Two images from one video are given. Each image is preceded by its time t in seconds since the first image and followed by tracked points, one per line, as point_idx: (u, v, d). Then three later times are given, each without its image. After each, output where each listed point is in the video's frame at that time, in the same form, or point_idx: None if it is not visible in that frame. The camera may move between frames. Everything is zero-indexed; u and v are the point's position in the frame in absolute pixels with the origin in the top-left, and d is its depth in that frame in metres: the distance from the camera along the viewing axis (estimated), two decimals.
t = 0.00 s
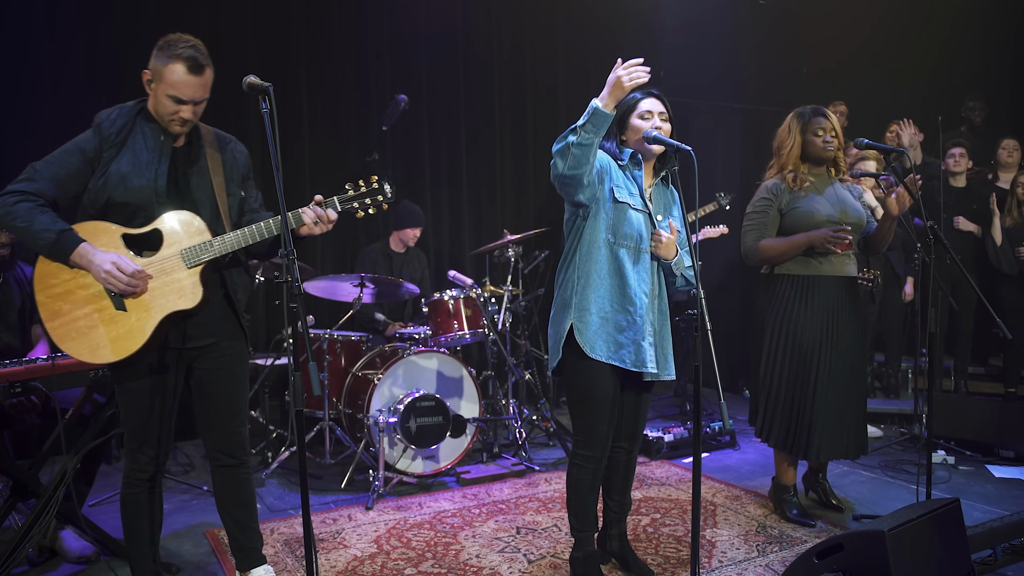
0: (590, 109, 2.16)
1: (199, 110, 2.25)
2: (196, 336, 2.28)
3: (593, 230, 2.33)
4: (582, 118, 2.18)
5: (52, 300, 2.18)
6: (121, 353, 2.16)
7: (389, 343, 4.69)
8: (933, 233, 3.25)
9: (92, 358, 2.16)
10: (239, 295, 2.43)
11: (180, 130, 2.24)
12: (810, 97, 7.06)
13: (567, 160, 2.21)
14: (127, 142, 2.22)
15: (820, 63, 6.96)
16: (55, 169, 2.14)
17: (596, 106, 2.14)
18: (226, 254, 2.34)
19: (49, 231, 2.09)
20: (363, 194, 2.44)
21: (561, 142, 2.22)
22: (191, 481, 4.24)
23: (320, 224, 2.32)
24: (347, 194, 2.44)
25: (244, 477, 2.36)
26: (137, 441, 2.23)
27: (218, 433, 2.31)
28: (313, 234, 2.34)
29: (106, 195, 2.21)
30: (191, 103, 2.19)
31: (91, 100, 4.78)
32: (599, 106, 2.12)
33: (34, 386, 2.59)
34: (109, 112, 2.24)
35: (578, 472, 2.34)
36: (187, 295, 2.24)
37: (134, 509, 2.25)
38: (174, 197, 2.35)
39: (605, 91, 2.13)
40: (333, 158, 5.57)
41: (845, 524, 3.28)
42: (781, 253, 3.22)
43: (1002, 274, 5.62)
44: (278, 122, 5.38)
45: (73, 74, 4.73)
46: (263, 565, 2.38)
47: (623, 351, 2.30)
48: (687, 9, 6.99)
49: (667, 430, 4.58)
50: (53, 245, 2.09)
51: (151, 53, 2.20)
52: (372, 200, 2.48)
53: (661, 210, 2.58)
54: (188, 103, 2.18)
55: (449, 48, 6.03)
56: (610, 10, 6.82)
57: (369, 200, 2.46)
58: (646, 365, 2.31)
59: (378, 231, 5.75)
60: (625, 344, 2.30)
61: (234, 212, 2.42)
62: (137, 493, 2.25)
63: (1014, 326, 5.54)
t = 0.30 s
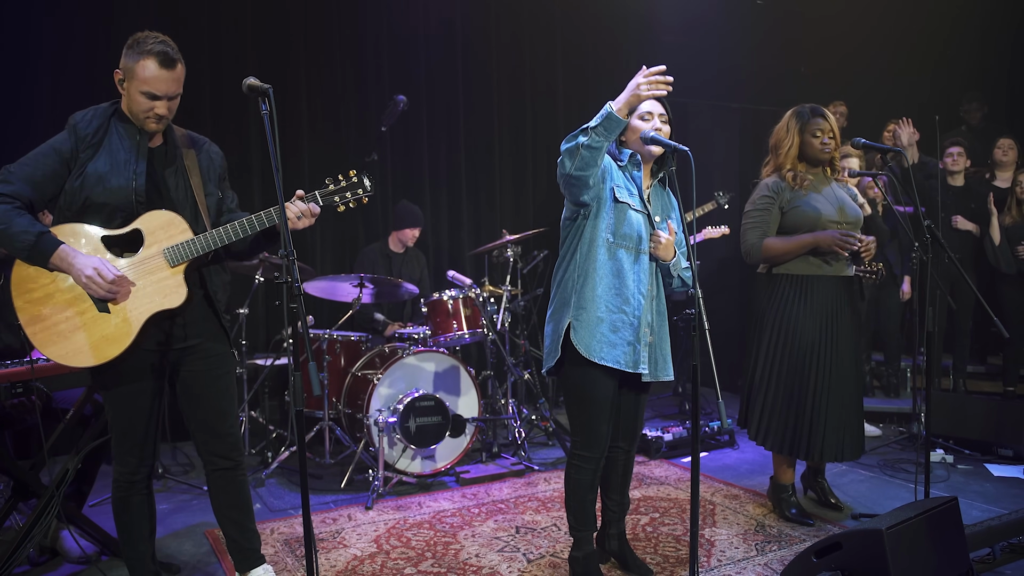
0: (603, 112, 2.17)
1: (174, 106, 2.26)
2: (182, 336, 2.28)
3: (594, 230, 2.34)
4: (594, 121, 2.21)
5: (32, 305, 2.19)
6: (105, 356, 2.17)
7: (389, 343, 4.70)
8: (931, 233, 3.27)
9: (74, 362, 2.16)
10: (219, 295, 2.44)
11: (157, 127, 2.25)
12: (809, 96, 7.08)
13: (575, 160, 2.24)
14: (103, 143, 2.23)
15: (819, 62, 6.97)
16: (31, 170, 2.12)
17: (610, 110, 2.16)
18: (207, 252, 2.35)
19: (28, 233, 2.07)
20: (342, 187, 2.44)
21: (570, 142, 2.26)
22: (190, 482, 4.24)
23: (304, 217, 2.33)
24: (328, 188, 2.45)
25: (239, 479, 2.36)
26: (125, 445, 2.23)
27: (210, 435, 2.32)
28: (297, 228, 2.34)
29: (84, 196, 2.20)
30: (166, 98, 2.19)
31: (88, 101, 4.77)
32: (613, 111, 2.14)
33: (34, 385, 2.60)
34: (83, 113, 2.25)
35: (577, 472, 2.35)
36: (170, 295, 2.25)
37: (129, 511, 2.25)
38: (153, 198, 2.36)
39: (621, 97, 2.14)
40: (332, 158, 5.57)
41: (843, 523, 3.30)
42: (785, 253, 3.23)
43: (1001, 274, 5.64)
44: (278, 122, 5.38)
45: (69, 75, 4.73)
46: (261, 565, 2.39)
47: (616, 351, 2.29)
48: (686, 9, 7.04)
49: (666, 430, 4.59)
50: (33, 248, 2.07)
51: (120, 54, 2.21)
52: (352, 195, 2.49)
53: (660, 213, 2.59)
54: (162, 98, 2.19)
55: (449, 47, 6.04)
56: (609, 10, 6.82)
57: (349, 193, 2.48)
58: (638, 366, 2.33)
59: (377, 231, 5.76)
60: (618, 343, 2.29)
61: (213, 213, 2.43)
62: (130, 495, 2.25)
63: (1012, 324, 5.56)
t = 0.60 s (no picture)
0: (601, 125, 2.21)
1: (179, 109, 2.27)
2: (184, 337, 2.30)
3: (596, 236, 2.36)
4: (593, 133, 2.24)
5: (35, 305, 2.18)
6: (109, 358, 2.17)
7: (390, 343, 4.71)
8: (930, 233, 3.28)
9: (78, 363, 2.16)
10: (218, 298, 2.46)
11: (161, 131, 2.25)
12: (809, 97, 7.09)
13: (576, 177, 2.25)
14: (105, 145, 2.23)
15: (819, 64, 6.99)
16: (35, 171, 2.12)
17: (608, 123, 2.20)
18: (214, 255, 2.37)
19: (33, 234, 2.07)
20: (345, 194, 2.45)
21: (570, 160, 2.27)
22: (192, 482, 4.25)
23: (307, 223, 2.35)
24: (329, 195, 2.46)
25: (240, 478, 2.38)
26: (127, 445, 2.24)
27: (211, 435, 2.33)
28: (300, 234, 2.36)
29: (86, 198, 2.21)
30: (171, 102, 2.21)
31: (89, 103, 4.79)
32: (611, 122, 2.18)
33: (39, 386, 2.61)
34: (84, 114, 2.25)
35: (578, 472, 2.36)
36: (176, 297, 2.27)
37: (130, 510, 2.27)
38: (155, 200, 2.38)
39: (618, 109, 2.19)
40: (333, 158, 5.59)
41: (843, 523, 3.31)
42: (797, 252, 3.23)
43: (999, 274, 5.65)
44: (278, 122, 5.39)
45: (70, 77, 4.75)
46: (263, 564, 2.40)
47: (623, 356, 2.31)
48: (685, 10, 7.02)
49: (666, 430, 4.60)
50: (39, 249, 2.08)
51: (125, 55, 2.21)
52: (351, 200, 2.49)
53: (661, 214, 2.59)
54: (168, 102, 2.20)
55: (449, 48, 6.05)
56: (609, 11, 6.83)
57: (349, 200, 2.48)
58: (648, 368, 2.34)
59: (377, 232, 5.77)
60: (626, 348, 2.32)
61: (212, 215, 2.47)
62: (131, 495, 2.27)
63: (1011, 325, 5.57)
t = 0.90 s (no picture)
0: (596, 127, 2.23)
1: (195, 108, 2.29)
2: (194, 336, 2.31)
3: (594, 236, 2.36)
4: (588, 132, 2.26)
5: (52, 304, 2.19)
6: (126, 356, 2.19)
7: (390, 344, 4.71)
8: (930, 234, 3.28)
9: (95, 361, 2.18)
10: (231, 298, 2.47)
11: (177, 129, 2.28)
12: (808, 97, 7.11)
13: (573, 178, 2.26)
14: (121, 145, 2.24)
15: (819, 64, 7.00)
16: (52, 170, 2.11)
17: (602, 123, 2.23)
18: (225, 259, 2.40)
19: (52, 234, 2.07)
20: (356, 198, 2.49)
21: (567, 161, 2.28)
22: (193, 481, 4.26)
23: (321, 227, 2.39)
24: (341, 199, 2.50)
25: (243, 476, 2.38)
26: (134, 443, 2.24)
27: (214, 431, 2.34)
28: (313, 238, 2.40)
29: (103, 197, 2.21)
30: (189, 101, 2.23)
31: (92, 103, 4.81)
32: (605, 124, 2.20)
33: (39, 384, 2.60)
34: (100, 113, 2.24)
35: (578, 471, 2.37)
36: (190, 298, 2.30)
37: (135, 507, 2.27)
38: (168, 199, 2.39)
39: (611, 109, 2.23)
40: (333, 158, 5.59)
41: (842, 523, 3.31)
42: (796, 253, 3.25)
43: (997, 275, 5.66)
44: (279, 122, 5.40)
45: (73, 77, 4.76)
46: (266, 562, 2.41)
47: (623, 354, 2.33)
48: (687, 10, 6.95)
49: (666, 430, 4.60)
50: (57, 249, 2.08)
51: (143, 54, 2.22)
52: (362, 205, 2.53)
53: (659, 212, 2.60)
54: (186, 101, 2.22)
55: (449, 49, 6.06)
56: (609, 11, 6.83)
57: (360, 204, 2.52)
58: (648, 367, 2.35)
59: (378, 232, 5.78)
60: (625, 347, 2.33)
61: (224, 215, 2.50)
62: (138, 492, 2.28)
63: (1011, 326, 5.57)
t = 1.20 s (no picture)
0: (592, 123, 2.24)
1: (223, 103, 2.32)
2: (215, 332, 2.32)
3: (595, 236, 2.37)
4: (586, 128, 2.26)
5: (78, 298, 2.20)
6: (150, 347, 2.19)
7: (390, 343, 4.71)
8: (929, 235, 3.29)
9: (119, 354, 2.18)
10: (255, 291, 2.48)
11: (204, 124, 2.30)
12: (809, 98, 7.12)
13: (573, 176, 2.25)
14: (149, 141, 2.26)
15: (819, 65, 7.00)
16: (81, 166, 2.15)
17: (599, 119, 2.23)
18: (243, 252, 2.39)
19: (78, 226, 2.08)
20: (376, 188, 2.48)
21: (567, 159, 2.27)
22: (195, 480, 4.27)
23: (341, 217, 2.39)
24: (361, 190, 2.48)
25: (253, 473, 2.39)
26: (152, 440, 2.25)
27: (229, 429, 2.35)
28: (333, 228, 2.41)
29: (131, 192, 2.24)
30: (218, 95, 2.26)
31: (95, 101, 4.82)
32: (601, 118, 2.21)
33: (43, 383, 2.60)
34: (129, 112, 2.28)
35: (579, 471, 2.38)
36: (212, 290, 2.29)
37: (145, 505, 2.26)
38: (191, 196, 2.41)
39: (605, 104, 2.23)
40: (334, 157, 5.60)
41: (841, 523, 3.32)
42: (796, 254, 3.25)
43: (995, 275, 5.67)
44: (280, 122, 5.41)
45: (77, 75, 4.77)
46: (268, 561, 2.42)
47: (625, 354, 2.34)
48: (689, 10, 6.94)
49: (666, 431, 4.61)
50: (82, 242, 2.08)
51: (174, 51, 2.26)
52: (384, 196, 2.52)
53: (658, 210, 2.61)
54: (215, 95, 2.25)
55: (450, 49, 6.06)
56: (610, 11, 6.83)
57: (382, 195, 2.50)
58: (649, 366, 2.36)
59: (379, 232, 5.78)
60: (628, 347, 2.34)
61: (249, 213, 2.50)
62: (149, 491, 2.27)
63: (1010, 326, 5.58)
